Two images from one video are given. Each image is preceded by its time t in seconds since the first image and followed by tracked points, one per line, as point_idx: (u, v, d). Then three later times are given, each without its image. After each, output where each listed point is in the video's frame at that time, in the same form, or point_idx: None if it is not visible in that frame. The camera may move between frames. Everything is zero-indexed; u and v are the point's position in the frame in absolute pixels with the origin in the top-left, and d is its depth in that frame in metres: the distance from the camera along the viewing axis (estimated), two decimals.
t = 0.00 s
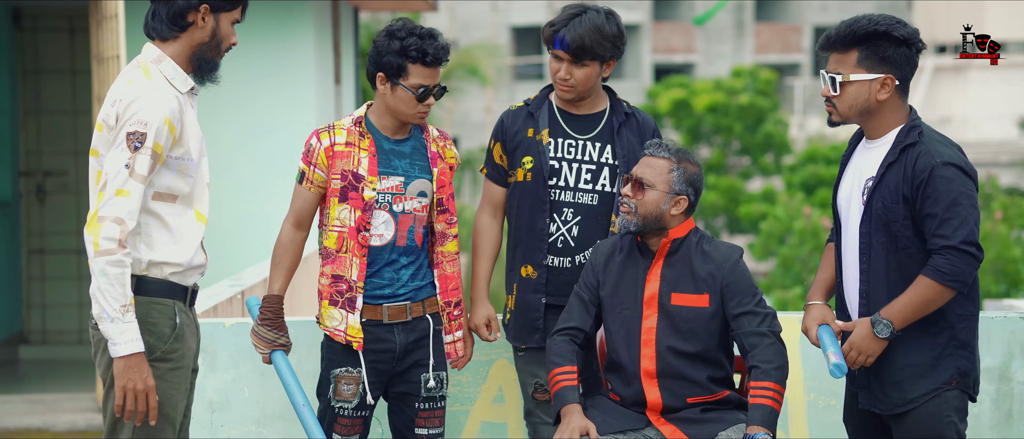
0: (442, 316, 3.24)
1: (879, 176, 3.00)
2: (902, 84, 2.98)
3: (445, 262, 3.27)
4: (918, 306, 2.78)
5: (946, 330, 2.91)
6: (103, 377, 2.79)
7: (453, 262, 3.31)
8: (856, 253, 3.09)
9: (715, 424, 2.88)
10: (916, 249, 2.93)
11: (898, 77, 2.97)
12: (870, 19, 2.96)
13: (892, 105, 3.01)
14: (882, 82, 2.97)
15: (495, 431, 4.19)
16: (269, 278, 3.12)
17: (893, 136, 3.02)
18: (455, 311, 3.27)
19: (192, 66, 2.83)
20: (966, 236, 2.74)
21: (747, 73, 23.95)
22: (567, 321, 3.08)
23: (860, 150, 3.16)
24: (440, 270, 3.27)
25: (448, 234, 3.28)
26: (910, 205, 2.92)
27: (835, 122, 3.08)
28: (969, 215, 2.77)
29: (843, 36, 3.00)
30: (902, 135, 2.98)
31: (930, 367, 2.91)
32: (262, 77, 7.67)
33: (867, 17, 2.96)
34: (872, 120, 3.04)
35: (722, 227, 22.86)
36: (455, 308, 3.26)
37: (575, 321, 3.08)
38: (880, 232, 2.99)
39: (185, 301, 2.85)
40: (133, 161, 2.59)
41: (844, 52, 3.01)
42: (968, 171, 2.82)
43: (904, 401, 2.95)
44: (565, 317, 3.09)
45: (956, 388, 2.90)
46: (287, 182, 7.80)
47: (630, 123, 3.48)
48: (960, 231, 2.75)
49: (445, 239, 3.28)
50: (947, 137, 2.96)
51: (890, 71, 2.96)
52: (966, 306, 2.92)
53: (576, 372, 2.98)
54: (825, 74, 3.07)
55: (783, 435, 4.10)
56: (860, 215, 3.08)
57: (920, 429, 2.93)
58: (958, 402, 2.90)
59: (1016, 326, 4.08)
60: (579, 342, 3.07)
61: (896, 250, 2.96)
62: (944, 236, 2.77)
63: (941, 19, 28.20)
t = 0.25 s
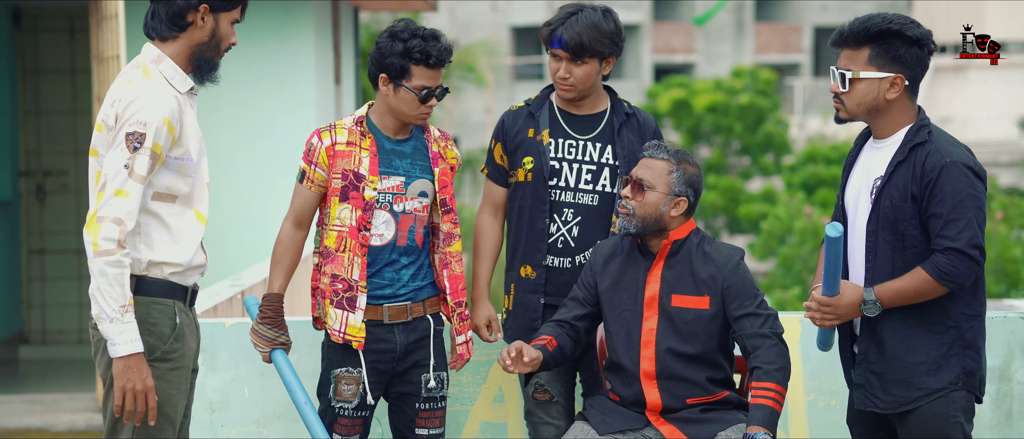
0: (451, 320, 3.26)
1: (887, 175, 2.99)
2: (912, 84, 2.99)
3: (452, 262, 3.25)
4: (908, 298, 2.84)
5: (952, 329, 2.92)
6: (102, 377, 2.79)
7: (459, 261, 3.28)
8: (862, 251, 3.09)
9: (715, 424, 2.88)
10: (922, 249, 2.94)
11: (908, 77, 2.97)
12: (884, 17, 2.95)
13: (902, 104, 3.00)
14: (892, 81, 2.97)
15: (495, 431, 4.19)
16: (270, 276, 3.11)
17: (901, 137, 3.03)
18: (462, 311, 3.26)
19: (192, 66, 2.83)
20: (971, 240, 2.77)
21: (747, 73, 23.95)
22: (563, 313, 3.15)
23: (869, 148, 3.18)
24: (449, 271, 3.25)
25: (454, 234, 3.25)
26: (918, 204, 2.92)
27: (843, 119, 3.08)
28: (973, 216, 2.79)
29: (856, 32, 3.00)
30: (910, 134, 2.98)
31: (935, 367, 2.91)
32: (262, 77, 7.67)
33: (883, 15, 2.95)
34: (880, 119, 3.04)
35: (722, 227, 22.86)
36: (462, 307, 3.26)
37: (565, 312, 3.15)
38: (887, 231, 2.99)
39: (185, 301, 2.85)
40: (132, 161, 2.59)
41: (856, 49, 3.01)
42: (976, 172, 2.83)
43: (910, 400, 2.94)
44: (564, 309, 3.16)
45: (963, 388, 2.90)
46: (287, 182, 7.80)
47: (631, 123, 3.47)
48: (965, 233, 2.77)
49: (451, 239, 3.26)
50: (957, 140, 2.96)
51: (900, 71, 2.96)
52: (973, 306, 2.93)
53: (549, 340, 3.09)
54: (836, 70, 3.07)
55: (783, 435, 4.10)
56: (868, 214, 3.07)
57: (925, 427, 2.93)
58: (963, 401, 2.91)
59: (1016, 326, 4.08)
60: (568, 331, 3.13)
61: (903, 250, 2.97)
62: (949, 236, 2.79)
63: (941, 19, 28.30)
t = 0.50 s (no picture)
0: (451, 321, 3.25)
1: (891, 173, 3.00)
2: (915, 85, 2.99)
3: (453, 263, 3.24)
4: (906, 276, 2.77)
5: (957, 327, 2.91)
6: (102, 377, 2.79)
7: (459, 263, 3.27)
8: (867, 251, 3.09)
9: (715, 424, 2.88)
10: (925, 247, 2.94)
11: (912, 78, 2.97)
12: (889, 17, 2.94)
13: (904, 104, 3.01)
14: (896, 81, 2.97)
15: (495, 431, 4.19)
16: (270, 273, 3.12)
17: (905, 134, 3.03)
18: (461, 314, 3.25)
19: (191, 66, 2.83)
20: (973, 232, 2.76)
21: (747, 73, 23.95)
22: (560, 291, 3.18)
23: (870, 148, 3.17)
24: (450, 272, 3.24)
25: (455, 235, 3.24)
26: (922, 201, 2.93)
27: (845, 118, 3.09)
28: (975, 211, 2.80)
29: (861, 32, 2.99)
30: (914, 132, 2.99)
31: (941, 365, 2.91)
32: (262, 77, 7.67)
33: (888, 15, 2.94)
34: (882, 118, 3.04)
35: (721, 227, 22.87)
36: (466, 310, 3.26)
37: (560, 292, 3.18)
38: (893, 229, 2.99)
39: (185, 301, 2.85)
40: (131, 161, 2.59)
41: (861, 48, 3.01)
42: (979, 171, 2.85)
43: (916, 399, 2.94)
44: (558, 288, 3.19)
45: (968, 387, 2.90)
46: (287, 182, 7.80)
47: (631, 124, 3.47)
48: (967, 225, 2.76)
49: (452, 240, 3.24)
50: (960, 137, 2.97)
51: (903, 71, 2.96)
52: (974, 305, 2.93)
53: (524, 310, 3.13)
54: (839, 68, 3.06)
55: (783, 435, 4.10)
56: (871, 215, 3.07)
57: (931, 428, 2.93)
58: (970, 403, 2.90)
59: (1016, 326, 4.08)
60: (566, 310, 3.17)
61: (910, 247, 2.97)
62: (950, 226, 2.78)
63: (941, 20, 28.28)
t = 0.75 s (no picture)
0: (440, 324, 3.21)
1: (888, 172, 3.00)
2: (911, 85, 3.00)
3: (449, 267, 3.21)
4: (930, 264, 2.72)
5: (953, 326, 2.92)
6: (103, 377, 2.79)
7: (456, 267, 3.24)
8: (865, 248, 3.09)
9: (715, 424, 2.88)
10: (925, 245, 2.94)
11: (908, 78, 2.98)
12: (886, 17, 2.95)
13: (901, 104, 3.02)
14: (893, 81, 2.98)
15: (495, 431, 4.19)
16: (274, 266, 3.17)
17: (899, 135, 3.04)
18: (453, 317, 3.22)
19: (190, 66, 2.84)
20: (982, 211, 2.75)
21: (747, 74, 23.97)
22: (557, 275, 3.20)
23: (866, 152, 3.18)
24: (444, 276, 3.21)
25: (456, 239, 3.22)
26: (920, 199, 2.93)
27: (841, 117, 3.10)
28: (979, 194, 2.80)
29: (859, 31, 3.00)
30: (910, 131, 3.00)
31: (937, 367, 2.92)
32: (262, 77, 7.67)
33: (886, 15, 2.95)
34: (878, 119, 3.05)
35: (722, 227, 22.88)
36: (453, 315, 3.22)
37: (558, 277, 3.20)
38: (891, 229, 2.98)
39: (185, 301, 2.85)
40: (131, 161, 2.59)
41: (858, 48, 3.02)
42: (975, 162, 2.87)
43: (914, 399, 2.94)
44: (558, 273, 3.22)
45: (963, 386, 2.90)
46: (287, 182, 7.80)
47: (632, 124, 3.47)
48: (975, 206, 2.75)
49: (453, 244, 3.22)
50: (954, 135, 2.99)
51: (900, 72, 2.97)
52: (971, 304, 2.93)
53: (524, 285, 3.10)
54: (837, 67, 3.07)
55: (783, 435, 4.10)
56: (869, 214, 3.07)
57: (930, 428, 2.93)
58: (965, 402, 2.92)
59: (1016, 326, 4.08)
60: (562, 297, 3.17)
61: (907, 246, 2.96)
62: (959, 209, 2.76)
63: (941, 18, 28.53)
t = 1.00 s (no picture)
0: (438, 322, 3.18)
1: (882, 173, 3.00)
2: (908, 86, 3.00)
3: (444, 267, 3.17)
4: (965, 285, 2.67)
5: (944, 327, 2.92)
6: (102, 377, 2.79)
7: (454, 267, 3.20)
8: (858, 253, 3.08)
9: (715, 424, 2.88)
10: (921, 246, 2.92)
11: (904, 78, 2.98)
12: (883, 17, 2.95)
13: (896, 104, 3.02)
14: (887, 82, 2.98)
15: (495, 431, 4.19)
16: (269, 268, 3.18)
17: (894, 135, 3.03)
18: (449, 316, 3.18)
19: (189, 66, 2.84)
20: (986, 214, 2.71)
21: (747, 74, 23.99)
22: (555, 306, 3.14)
23: (863, 149, 3.17)
24: (439, 276, 3.18)
25: (446, 240, 3.18)
26: (915, 200, 2.93)
27: (836, 117, 3.10)
28: (983, 197, 2.76)
29: (854, 31, 3.00)
30: (904, 132, 2.99)
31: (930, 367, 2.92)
32: (262, 77, 7.67)
33: (882, 15, 2.95)
34: (873, 119, 3.05)
35: (722, 227, 22.88)
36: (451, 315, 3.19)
37: (560, 306, 3.14)
38: (884, 230, 2.98)
39: (185, 301, 2.85)
40: (131, 161, 2.59)
41: (854, 47, 3.02)
42: (972, 163, 2.85)
43: (906, 400, 2.94)
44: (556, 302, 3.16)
45: (957, 387, 2.91)
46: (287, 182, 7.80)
47: (632, 124, 3.47)
48: (979, 210, 2.71)
49: (444, 245, 3.18)
50: (947, 134, 2.98)
51: (895, 72, 2.97)
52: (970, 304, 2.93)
53: (548, 326, 3.06)
54: (833, 67, 3.08)
55: (783, 435, 4.10)
56: (861, 215, 3.07)
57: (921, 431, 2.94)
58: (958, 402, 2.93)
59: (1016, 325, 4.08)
60: (563, 325, 3.12)
61: (901, 248, 2.95)
62: (964, 217, 2.73)
63: (941, 19, 28.68)
